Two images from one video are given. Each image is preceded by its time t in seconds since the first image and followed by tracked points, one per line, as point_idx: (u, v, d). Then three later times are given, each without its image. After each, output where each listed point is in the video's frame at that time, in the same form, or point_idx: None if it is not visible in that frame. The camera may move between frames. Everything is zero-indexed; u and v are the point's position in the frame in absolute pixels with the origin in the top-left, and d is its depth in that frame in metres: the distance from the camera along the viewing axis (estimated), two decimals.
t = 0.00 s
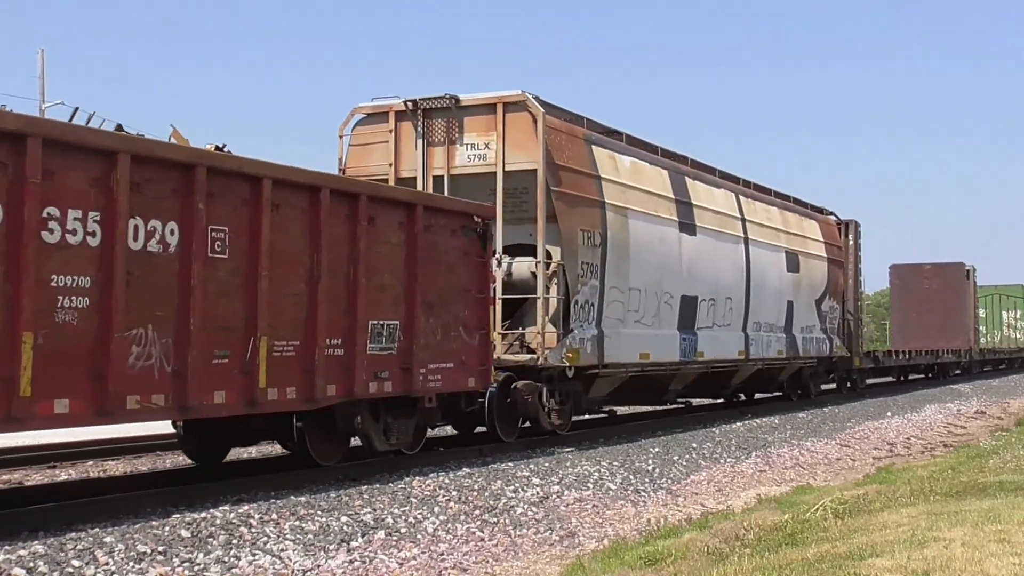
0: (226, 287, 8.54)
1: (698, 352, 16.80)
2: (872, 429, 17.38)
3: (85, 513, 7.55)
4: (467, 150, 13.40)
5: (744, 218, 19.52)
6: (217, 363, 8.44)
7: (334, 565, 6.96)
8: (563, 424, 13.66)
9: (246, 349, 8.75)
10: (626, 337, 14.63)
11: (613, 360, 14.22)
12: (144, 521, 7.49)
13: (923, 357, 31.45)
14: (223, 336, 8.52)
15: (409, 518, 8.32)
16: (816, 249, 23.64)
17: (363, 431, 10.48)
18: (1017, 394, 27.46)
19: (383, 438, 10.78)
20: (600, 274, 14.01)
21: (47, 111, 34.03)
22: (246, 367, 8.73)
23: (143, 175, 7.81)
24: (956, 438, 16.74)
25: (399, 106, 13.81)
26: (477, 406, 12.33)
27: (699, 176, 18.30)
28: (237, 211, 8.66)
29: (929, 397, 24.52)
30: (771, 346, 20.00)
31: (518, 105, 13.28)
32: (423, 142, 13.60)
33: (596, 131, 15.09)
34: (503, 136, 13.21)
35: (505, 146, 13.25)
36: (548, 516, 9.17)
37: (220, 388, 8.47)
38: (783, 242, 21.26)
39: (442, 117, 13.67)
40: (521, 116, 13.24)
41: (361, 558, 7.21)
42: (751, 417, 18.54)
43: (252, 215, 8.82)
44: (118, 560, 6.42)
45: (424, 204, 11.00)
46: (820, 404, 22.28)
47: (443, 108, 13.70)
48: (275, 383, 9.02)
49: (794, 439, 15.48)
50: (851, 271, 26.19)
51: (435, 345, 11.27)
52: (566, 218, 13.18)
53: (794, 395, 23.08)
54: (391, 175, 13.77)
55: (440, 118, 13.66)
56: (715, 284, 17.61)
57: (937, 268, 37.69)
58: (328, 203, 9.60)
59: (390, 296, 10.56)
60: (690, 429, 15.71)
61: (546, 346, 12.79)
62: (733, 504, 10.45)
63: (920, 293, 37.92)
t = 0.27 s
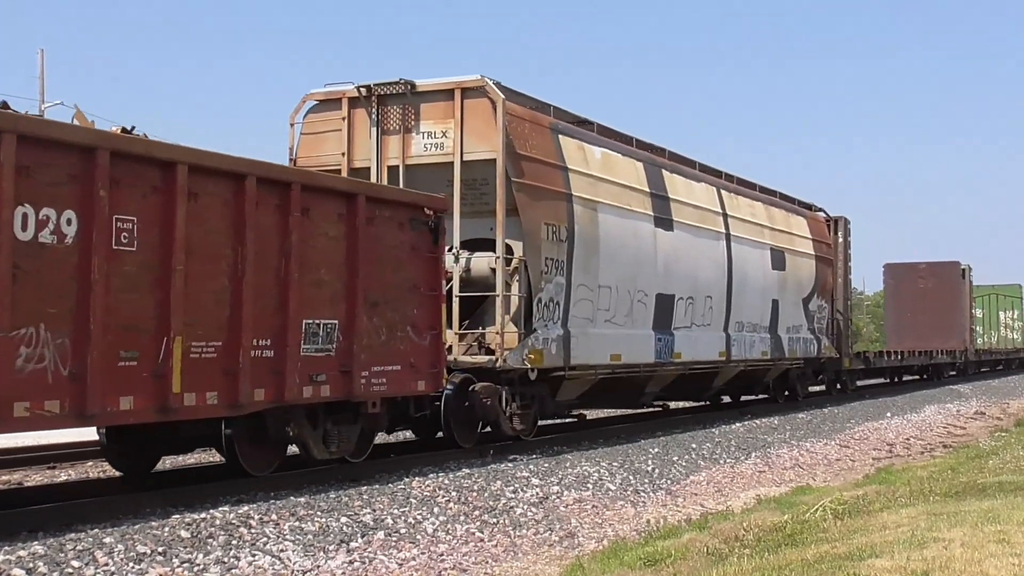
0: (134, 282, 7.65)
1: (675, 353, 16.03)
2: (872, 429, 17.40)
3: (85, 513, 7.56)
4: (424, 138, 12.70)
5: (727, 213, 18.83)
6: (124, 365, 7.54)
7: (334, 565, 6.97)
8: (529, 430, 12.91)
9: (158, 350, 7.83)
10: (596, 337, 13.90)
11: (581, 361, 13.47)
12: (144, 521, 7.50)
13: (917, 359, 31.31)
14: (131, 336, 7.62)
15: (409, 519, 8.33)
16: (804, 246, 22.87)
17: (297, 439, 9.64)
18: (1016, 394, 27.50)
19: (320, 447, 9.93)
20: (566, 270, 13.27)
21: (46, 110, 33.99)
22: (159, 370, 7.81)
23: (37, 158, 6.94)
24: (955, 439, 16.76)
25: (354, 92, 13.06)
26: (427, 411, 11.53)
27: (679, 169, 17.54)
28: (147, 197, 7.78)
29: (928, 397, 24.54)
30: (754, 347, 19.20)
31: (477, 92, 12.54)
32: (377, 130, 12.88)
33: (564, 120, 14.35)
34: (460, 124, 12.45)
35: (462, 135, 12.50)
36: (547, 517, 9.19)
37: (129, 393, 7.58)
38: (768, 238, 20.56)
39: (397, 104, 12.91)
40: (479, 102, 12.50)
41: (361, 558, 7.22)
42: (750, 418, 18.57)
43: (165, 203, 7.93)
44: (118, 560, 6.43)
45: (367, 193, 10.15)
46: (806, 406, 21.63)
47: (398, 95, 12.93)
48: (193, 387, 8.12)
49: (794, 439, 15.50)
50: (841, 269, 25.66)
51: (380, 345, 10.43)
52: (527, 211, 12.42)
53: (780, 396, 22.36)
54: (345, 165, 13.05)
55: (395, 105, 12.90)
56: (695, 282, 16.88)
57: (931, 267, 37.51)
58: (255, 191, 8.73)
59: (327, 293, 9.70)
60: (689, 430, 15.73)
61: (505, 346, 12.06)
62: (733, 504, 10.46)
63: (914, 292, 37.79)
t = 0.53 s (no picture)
0: (25, 276, 6.96)
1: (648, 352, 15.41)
2: (872, 429, 17.38)
3: (85, 513, 7.56)
4: (373, 125, 11.86)
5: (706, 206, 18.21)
6: (11, 366, 6.85)
7: (335, 565, 6.97)
8: (484, 433, 12.24)
9: (52, 350, 7.10)
10: (560, 336, 13.30)
11: (546, 361, 12.95)
12: (144, 521, 7.50)
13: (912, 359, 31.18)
14: (22, 333, 6.93)
15: (409, 519, 8.32)
16: (788, 241, 22.27)
17: (224, 446, 8.92)
18: (1017, 394, 27.44)
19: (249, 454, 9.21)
20: (527, 265, 12.72)
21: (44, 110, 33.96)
22: (53, 372, 7.08)
23: None
24: (956, 438, 16.74)
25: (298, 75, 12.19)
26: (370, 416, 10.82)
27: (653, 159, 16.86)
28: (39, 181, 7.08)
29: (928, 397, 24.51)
30: (737, 346, 18.71)
31: (429, 75, 11.79)
32: (324, 116, 12.03)
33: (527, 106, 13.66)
34: (410, 109, 11.69)
35: (414, 120, 11.72)
36: (548, 516, 9.18)
37: (21, 396, 6.89)
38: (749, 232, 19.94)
39: (345, 87, 12.06)
40: (430, 86, 11.74)
41: (361, 558, 7.21)
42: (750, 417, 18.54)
43: (60, 189, 7.22)
44: (119, 560, 6.42)
45: (299, 181, 9.41)
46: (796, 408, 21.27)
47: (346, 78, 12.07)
48: (94, 391, 7.40)
49: (794, 439, 15.48)
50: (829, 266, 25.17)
51: (315, 345, 9.68)
52: (483, 201, 11.80)
53: (767, 398, 21.81)
54: (290, 154, 12.18)
55: (343, 89, 12.06)
56: (671, 277, 16.29)
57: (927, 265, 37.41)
58: (167, 176, 8.02)
59: (254, 288, 8.95)
60: (689, 430, 15.72)
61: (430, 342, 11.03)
62: (733, 504, 10.45)
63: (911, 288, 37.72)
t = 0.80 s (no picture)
0: None
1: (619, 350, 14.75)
2: (872, 428, 17.34)
3: (81, 514, 7.54)
4: (315, 109, 11.24)
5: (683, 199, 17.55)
6: None
7: (334, 565, 6.95)
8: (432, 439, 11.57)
9: None
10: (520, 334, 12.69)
11: (505, 361, 12.32)
12: (143, 521, 7.48)
13: (904, 359, 31.00)
14: None
15: (409, 518, 8.31)
16: (772, 236, 21.71)
17: (137, 455, 8.18)
18: (1019, 393, 27.33)
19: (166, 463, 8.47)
20: (483, 260, 12.08)
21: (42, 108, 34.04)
22: None
23: None
24: (956, 438, 16.71)
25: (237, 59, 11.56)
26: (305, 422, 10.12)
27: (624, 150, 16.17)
28: None
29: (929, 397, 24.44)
30: (716, 345, 18.12)
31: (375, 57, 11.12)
32: (265, 100, 11.43)
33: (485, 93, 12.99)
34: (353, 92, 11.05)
35: (358, 105, 11.07)
36: (547, 516, 9.17)
37: None
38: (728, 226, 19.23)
39: (285, 72, 11.45)
40: (375, 69, 11.07)
41: (361, 558, 7.20)
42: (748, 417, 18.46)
43: None
44: (118, 559, 6.42)
45: (222, 165, 8.62)
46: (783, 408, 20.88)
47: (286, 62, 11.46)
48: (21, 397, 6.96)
49: (794, 438, 15.45)
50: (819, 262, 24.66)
51: (240, 345, 8.91)
52: (432, 190, 11.16)
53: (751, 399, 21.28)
54: (228, 140, 11.59)
55: (283, 73, 11.46)
56: (644, 273, 15.66)
57: (919, 264, 37.23)
58: (63, 157, 7.26)
59: (169, 283, 8.17)
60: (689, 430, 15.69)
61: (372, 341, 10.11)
62: (733, 504, 10.43)
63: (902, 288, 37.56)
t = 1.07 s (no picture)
0: None
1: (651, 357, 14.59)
2: (872, 429, 17.70)
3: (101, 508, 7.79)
4: (249, 92, 9.75)
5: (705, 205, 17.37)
6: None
7: (334, 565, 7.29)
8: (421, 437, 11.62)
9: None
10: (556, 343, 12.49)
11: (544, 361, 12.14)
12: (145, 519, 7.70)
13: (898, 360, 31.32)
14: None
15: (409, 518, 8.64)
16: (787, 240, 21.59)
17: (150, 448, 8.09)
18: (1017, 394, 27.69)
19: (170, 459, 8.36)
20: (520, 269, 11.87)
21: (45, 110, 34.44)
22: None
23: None
24: (955, 438, 17.07)
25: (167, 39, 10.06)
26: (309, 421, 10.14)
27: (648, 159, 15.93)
28: None
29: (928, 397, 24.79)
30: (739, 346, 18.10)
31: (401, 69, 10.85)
32: (195, 84, 9.90)
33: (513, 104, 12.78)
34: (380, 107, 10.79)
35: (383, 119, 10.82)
36: (548, 516, 9.51)
37: None
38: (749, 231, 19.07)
39: (219, 52, 9.92)
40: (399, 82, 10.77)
41: (361, 558, 7.54)
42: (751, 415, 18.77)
43: None
44: (118, 560, 6.73)
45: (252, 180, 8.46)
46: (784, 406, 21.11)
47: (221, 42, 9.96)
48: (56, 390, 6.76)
49: (794, 439, 15.82)
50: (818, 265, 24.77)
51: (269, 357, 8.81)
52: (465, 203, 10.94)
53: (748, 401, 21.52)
54: (158, 127, 10.06)
55: (217, 52, 9.95)
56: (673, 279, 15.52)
57: (914, 263, 37.49)
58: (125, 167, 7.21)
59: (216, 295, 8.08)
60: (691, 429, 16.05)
61: (357, 346, 9.43)
62: (733, 504, 10.78)
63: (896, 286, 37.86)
